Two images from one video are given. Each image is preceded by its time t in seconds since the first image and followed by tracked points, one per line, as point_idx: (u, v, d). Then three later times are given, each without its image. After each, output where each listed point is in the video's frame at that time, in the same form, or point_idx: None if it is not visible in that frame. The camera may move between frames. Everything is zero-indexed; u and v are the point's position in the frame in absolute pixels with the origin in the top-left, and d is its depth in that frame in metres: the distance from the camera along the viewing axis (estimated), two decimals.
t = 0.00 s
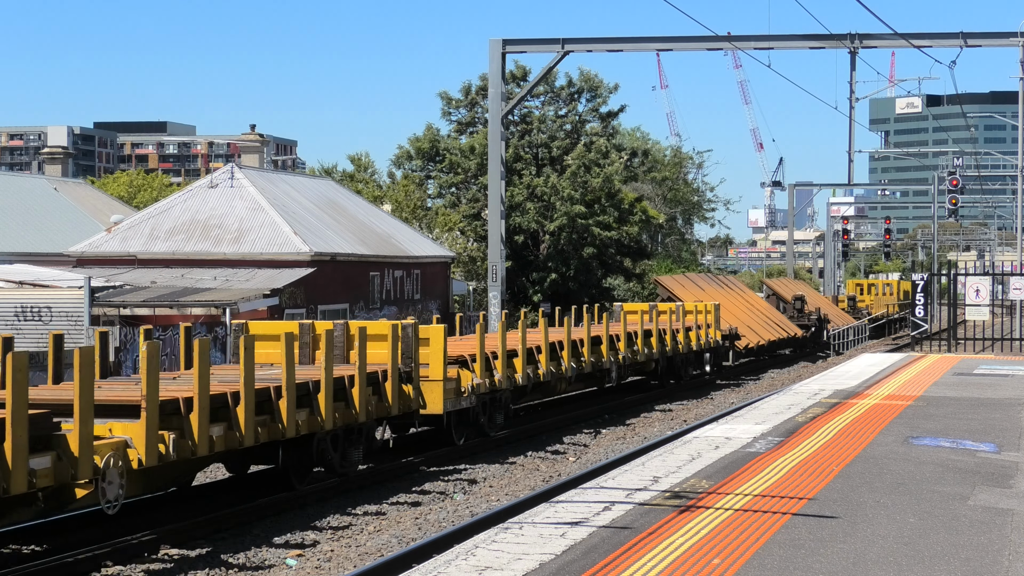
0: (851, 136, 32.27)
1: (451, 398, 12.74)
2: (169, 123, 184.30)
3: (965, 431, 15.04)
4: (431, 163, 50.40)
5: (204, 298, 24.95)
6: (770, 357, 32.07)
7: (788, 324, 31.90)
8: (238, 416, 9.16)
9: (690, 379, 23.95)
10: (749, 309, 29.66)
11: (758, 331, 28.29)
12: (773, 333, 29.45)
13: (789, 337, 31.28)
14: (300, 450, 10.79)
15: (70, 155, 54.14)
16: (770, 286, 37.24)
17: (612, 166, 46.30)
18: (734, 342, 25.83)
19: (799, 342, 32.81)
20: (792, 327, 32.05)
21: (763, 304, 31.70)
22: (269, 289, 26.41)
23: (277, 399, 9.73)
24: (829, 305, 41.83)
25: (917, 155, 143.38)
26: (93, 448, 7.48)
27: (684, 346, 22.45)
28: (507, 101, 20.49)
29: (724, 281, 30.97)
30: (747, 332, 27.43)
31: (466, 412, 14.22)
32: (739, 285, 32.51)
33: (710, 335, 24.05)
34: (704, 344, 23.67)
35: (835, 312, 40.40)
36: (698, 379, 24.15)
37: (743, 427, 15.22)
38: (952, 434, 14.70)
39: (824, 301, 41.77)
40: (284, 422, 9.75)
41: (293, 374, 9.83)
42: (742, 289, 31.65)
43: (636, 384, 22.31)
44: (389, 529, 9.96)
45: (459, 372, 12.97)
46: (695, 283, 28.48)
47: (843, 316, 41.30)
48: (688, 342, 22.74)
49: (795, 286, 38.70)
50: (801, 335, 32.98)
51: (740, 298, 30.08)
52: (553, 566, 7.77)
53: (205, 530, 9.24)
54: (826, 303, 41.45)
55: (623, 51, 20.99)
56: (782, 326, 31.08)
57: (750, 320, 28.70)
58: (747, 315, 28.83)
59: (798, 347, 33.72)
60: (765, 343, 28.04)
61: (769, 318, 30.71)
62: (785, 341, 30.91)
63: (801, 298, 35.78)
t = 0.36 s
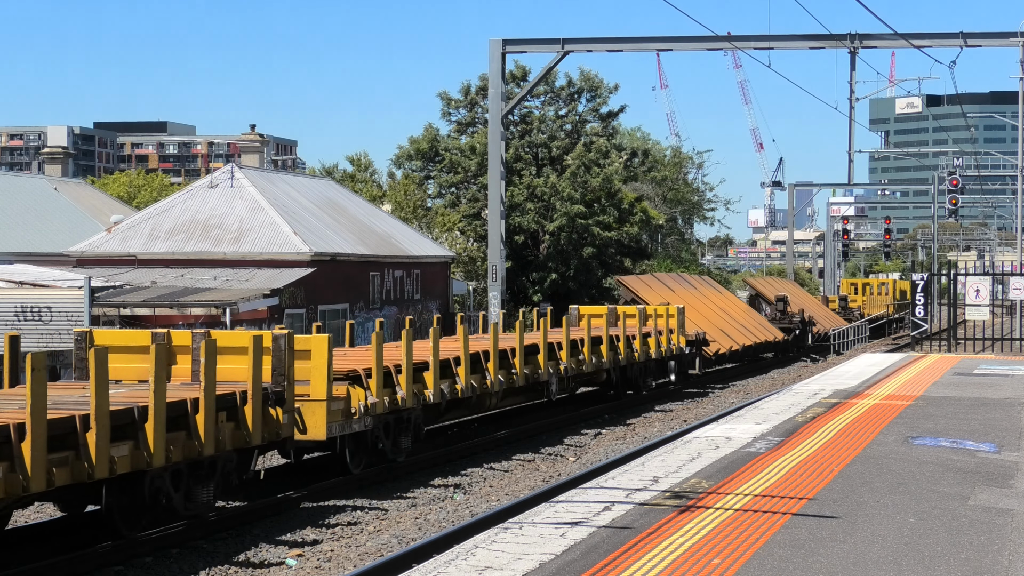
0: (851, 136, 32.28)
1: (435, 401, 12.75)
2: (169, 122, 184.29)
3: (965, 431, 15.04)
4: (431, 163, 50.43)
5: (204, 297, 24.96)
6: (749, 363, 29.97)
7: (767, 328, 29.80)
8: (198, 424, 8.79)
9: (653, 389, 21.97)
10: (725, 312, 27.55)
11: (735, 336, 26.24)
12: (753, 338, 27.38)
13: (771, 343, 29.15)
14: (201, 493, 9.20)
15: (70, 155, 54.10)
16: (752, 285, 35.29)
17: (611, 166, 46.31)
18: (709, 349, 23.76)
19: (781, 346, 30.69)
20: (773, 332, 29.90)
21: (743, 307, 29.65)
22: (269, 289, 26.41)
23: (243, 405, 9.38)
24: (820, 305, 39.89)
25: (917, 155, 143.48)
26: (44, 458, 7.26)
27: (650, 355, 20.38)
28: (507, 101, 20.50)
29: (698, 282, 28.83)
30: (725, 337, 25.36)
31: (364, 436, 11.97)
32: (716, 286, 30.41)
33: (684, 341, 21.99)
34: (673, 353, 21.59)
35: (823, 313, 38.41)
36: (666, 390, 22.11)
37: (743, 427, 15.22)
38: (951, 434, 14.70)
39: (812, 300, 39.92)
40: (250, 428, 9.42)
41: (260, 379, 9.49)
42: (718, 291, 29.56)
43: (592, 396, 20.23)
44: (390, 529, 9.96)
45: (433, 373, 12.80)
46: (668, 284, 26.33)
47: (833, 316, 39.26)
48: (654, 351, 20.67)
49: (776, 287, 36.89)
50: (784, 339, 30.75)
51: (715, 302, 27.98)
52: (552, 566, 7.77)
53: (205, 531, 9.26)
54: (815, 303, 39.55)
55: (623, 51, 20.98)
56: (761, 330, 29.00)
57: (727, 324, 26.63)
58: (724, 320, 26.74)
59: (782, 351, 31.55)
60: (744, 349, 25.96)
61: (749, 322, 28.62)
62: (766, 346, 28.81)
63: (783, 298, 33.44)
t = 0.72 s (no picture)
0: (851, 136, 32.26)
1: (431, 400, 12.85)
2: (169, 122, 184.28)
3: (965, 431, 15.04)
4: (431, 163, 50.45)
5: (204, 297, 24.94)
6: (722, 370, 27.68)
7: (740, 332, 27.52)
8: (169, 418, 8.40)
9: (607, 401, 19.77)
10: (692, 317, 25.24)
11: (700, 342, 23.96)
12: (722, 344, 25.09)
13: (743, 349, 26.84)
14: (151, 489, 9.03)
15: (70, 155, 54.09)
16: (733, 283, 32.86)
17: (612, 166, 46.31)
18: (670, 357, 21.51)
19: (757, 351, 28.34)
20: (747, 337, 27.59)
21: (715, 312, 27.39)
22: (269, 289, 26.39)
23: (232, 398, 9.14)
24: (804, 308, 37.52)
25: (917, 155, 143.48)
26: None
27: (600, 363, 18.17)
28: (507, 101, 20.50)
29: (662, 284, 26.57)
30: (689, 343, 23.15)
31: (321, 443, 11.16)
32: (684, 287, 28.21)
33: (640, 349, 19.79)
34: (629, 362, 19.44)
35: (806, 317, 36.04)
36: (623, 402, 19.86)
37: (743, 427, 15.22)
38: (952, 434, 14.69)
39: (796, 301, 37.57)
40: (226, 425, 9.01)
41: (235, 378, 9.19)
42: (687, 294, 27.31)
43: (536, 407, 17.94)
44: (390, 529, 9.96)
45: (429, 372, 12.87)
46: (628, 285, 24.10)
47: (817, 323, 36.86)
48: (606, 359, 18.39)
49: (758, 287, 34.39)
50: (760, 342, 28.45)
51: (683, 305, 25.69)
52: (553, 566, 7.77)
53: (205, 530, 9.23)
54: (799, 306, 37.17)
55: (624, 51, 20.98)
56: (733, 336, 26.65)
57: (693, 329, 24.35)
58: (689, 325, 24.47)
59: (757, 357, 29.19)
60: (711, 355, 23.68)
61: (719, 328, 26.37)
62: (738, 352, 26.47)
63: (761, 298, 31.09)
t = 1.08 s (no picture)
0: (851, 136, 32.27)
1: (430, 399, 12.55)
2: (168, 122, 184.33)
3: (965, 431, 15.04)
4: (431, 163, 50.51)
5: (204, 297, 24.94)
6: (691, 378, 25.07)
7: (711, 338, 24.92)
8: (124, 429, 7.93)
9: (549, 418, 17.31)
10: (655, 322, 22.61)
11: (663, 348, 21.35)
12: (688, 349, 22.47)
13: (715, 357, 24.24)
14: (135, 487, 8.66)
15: (70, 155, 54.11)
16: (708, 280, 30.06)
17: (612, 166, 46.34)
18: (625, 366, 18.94)
19: (729, 356, 25.67)
20: (719, 343, 24.97)
21: (684, 315, 24.81)
22: (269, 289, 26.39)
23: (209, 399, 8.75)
24: (791, 311, 34.54)
25: (917, 155, 143.53)
26: None
27: (536, 376, 15.66)
28: (507, 101, 20.50)
29: (625, 282, 23.96)
30: (649, 349, 20.52)
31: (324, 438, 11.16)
32: (651, 287, 25.58)
33: (585, 358, 17.28)
34: (573, 373, 16.91)
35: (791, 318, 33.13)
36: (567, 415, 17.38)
37: (743, 427, 15.22)
38: (952, 434, 14.70)
39: (782, 302, 34.56)
40: (196, 433, 8.55)
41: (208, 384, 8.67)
42: (652, 296, 24.72)
43: (462, 425, 15.57)
44: (390, 529, 9.96)
45: (429, 370, 12.56)
46: (582, 284, 21.49)
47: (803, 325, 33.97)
48: (541, 371, 15.79)
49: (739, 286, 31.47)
50: (734, 348, 25.82)
51: (646, 308, 23.10)
52: (553, 566, 7.77)
53: (205, 530, 9.23)
54: (784, 307, 34.24)
55: (624, 51, 20.98)
56: (702, 342, 24.04)
57: (654, 334, 21.74)
58: (651, 329, 21.85)
59: (730, 363, 26.50)
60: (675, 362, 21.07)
61: (686, 333, 23.74)
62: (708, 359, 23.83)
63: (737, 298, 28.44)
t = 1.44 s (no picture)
0: (852, 136, 32.26)
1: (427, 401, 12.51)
2: (168, 123, 184.34)
3: (965, 431, 15.04)
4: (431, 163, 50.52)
5: (204, 298, 24.93)
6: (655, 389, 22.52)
7: (678, 345, 22.54)
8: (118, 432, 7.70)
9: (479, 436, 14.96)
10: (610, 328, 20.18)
11: (616, 357, 18.84)
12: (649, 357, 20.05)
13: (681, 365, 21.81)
14: (134, 489, 8.45)
15: (70, 155, 54.12)
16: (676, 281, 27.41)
17: (612, 166, 46.35)
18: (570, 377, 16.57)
19: (698, 364, 23.18)
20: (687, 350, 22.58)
21: (646, 321, 22.42)
22: (269, 289, 26.39)
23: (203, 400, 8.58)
24: (772, 312, 31.93)
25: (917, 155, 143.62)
26: None
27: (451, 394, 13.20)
28: (507, 101, 20.50)
29: (577, 285, 21.59)
30: (598, 360, 18.14)
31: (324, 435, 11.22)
32: (609, 291, 23.19)
33: (519, 371, 14.97)
34: (500, 388, 14.39)
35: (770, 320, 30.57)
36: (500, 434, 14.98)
37: (743, 427, 15.22)
38: (952, 434, 14.69)
39: (763, 303, 31.95)
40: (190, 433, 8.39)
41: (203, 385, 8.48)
42: (610, 300, 22.34)
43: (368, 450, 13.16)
44: (390, 529, 9.96)
45: (424, 373, 12.50)
46: (524, 288, 19.09)
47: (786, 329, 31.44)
48: (460, 388, 13.32)
49: (711, 287, 28.81)
50: (704, 355, 23.41)
51: (600, 314, 20.74)
52: (553, 566, 7.77)
53: (205, 530, 9.23)
54: (766, 309, 31.69)
55: (624, 51, 20.98)
56: (666, 350, 21.63)
57: (608, 342, 19.36)
58: (604, 337, 19.47)
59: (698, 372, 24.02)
60: (630, 373, 18.68)
61: (649, 339, 21.33)
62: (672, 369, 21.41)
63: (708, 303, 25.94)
